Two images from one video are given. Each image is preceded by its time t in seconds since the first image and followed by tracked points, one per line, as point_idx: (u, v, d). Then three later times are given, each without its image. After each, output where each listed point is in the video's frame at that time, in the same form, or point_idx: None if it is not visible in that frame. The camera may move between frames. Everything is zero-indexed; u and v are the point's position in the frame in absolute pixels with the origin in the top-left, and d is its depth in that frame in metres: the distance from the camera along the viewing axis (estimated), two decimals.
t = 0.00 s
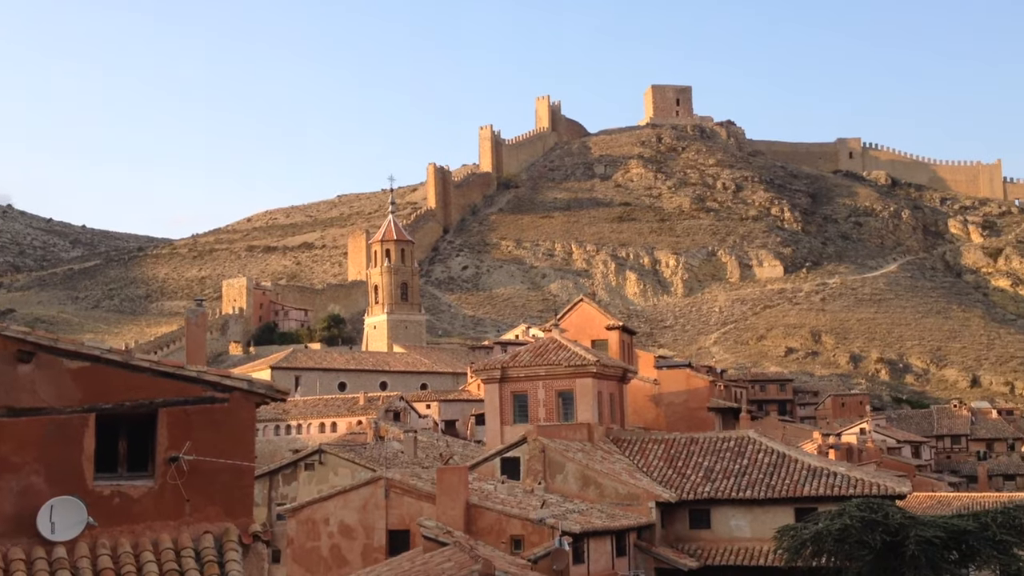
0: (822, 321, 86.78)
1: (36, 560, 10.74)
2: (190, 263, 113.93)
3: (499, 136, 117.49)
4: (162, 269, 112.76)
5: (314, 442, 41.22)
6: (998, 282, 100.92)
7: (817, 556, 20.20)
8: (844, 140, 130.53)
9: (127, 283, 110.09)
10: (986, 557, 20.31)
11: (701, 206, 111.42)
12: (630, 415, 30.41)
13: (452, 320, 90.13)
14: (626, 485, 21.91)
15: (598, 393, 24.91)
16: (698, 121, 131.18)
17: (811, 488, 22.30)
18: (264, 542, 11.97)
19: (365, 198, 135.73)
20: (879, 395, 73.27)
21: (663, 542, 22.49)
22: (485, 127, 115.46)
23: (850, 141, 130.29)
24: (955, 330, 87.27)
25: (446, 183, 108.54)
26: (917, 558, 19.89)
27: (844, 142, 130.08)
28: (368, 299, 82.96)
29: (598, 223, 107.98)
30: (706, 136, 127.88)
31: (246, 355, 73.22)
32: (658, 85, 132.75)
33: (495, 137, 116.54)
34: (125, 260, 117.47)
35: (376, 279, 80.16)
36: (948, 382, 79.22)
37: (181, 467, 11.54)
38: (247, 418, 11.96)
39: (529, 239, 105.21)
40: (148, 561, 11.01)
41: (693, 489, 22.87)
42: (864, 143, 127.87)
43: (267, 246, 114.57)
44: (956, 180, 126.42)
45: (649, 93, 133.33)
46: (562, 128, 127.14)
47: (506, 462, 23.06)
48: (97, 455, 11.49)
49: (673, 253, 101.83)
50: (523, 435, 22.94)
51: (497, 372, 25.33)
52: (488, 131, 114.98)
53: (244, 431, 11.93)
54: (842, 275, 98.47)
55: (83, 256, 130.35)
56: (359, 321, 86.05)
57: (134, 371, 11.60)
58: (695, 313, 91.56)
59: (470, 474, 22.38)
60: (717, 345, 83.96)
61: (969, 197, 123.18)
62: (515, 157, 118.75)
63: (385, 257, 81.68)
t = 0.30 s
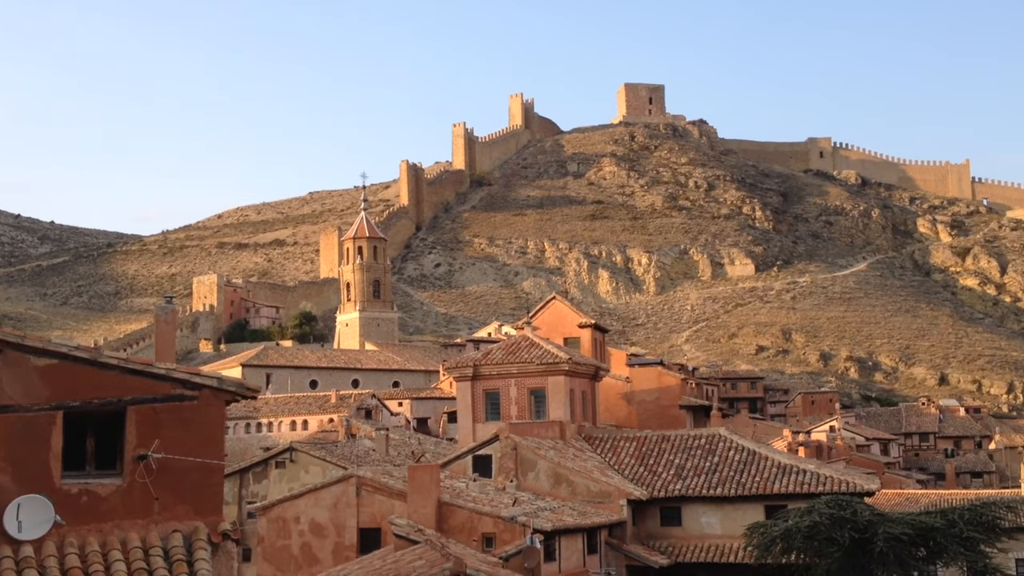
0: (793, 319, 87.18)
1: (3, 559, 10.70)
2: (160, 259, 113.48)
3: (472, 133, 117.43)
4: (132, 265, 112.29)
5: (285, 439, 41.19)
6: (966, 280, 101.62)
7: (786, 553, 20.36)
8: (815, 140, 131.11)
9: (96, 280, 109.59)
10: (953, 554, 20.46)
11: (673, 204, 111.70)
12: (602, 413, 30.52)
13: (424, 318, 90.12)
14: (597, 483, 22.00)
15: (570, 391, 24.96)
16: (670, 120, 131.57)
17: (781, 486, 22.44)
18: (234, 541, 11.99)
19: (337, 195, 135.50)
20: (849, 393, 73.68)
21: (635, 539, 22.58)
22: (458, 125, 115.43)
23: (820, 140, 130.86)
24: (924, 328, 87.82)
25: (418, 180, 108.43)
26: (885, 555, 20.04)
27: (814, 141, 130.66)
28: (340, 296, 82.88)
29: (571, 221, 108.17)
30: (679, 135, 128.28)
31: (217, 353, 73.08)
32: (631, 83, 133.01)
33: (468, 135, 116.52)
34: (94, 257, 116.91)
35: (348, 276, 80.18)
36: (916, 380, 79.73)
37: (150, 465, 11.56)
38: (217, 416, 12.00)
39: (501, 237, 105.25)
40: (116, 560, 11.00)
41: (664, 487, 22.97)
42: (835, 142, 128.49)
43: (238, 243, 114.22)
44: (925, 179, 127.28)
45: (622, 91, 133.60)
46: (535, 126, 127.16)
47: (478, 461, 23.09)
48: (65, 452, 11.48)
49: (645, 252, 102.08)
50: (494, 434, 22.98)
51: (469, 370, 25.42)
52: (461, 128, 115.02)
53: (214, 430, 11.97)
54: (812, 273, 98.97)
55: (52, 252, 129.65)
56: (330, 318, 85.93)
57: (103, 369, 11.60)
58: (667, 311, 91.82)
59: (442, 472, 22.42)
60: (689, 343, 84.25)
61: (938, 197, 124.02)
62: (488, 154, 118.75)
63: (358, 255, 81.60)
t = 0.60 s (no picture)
0: (762, 320, 87.58)
1: None
2: (128, 258, 112.97)
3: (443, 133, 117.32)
4: (99, 264, 111.73)
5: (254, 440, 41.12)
6: (932, 282, 102.39)
7: (754, 552, 20.49)
8: (784, 142, 131.65)
9: (63, 279, 109.01)
10: (919, 553, 20.64)
11: (643, 205, 111.97)
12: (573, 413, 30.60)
13: (395, 318, 90.09)
14: (567, 483, 22.07)
15: (540, 391, 25.01)
16: (641, 121, 131.91)
17: (750, 485, 22.58)
18: (202, 542, 11.96)
19: (306, 194, 135.22)
20: (816, 393, 74.07)
21: (604, 540, 22.66)
22: (430, 124, 115.34)
23: (789, 142, 131.41)
24: (891, 328, 88.41)
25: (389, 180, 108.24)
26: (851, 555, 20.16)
27: (783, 143, 131.21)
28: (310, 296, 82.75)
29: (542, 221, 108.31)
30: (649, 136, 128.64)
31: (185, 352, 72.84)
32: (602, 85, 133.27)
33: (439, 134, 116.38)
34: (60, 256, 116.26)
35: (318, 276, 80.00)
36: (883, 380, 80.24)
37: (116, 466, 11.54)
38: (183, 416, 12.00)
39: (472, 237, 105.26)
40: (82, 562, 10.98)
41: (633, 487, 23.06)
42: (804, 144, 129.14)
43: (207, 242, 113.81)
44: (893, 181, 128.05)
45: (593, 92, 133.85)
46: (506, 126, 127.14)
47: (448, 461, 23.11)
48: (30, 453, 11.46)
49: (616, 252, 102.30)
50: (464, 434, 23.01)
51: (440, 370, 25.37)
52: (432, 128, 114.94)
53: (181, 430, 11.97)
54: (781, 274, 99.46)
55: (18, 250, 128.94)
56: (300, 318, 85.74)
57: (69, 369, 11.60)
58: (637, 312, 92.07)
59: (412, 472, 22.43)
60: (659, 343, 84.50)
61: (905, 199, 124.84)
62: (459, 154, 118.71)
63: (328, 255, 81.46)
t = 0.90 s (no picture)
0: (731, 321, 87.91)
1: None
2: (96, 258, 112.39)
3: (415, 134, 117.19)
4: (67, 264, 111.10)
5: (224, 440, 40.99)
6: (900, 285, 103.07)
7: (723, 553, 20.59)
8: (754, 145, 132.17)
9: (30, 279, 108.33)
10: (886, 553, 20.74)
11: (615, 207, 112.16)
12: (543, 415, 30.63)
13: (366, 319, 89.99)
14: (537, 484, 22.10)
15: (511, 392, 25.04)
16: (613, 123, 132.20)
17: (719, 487, 22.67)
18: (169, 544, 11.91)
19: (277, 194, 134.87)
20: (786, 395, 74.41)
21: (575, 541, 22.71)
22: (401, 125, 115.19)
23: (760, 145, 131.90)
24: (859, 331, 88.88)
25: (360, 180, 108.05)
26: (820, 555, 20.21)
27: (754, 146, 131.66)
28: (280, 297, 82.54)
29: (513, 223, 108.36)
30: (621, 138, 128.95)
31: (154, 353, 72.53)
32: (574, 87, 133.41)
33: (411, 135, 116.24)
34: (28, 255, 115.54)
35: (289, 276, 79.83)
36: (851, 382, 80.67)
37: (83, 467, 11.51)
38: (150, 417, 12.02)
39: (444, 238, 105.20)
40: (47, 563, 10.93)
41: (604, 488, 23.12)
42: (774, 147, 129.68)
43: (176, 242, 113.34)
44: (861, 185, 128.66)
45: (565, 94, 133.96)
46: (478, 127, 127.09)
47: (419, 462, 23.12)
48: None
49: (587, 253, 102.47)
50: (435, 435, 23.03)
51: (410, 371, 25.36)
52: (404, 128, 114.77)
53: (148, 432, 11.97)
54: (751, 277, 99.82)
55: None
56: (270, 319, 85.51)
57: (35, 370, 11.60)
58: (609, 314, 92.28)
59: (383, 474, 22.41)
60: (630, 345, 84.70)
61: (874, 202, 125.61)
62: (431, 155, 118.62)
63: (298, 255, 81.24)
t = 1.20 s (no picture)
0: (706, 322, 88.16)
1: None
2: (68, 257, 111.81)
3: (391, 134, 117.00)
4: (39, 264, 110.47)
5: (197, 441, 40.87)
6: (873, 287, 103.69)
7: (697, 554, 20.60)
8: (729, 147, 132.59)
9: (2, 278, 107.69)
10: (858, 554, 20.84)
11: (590, 208, 112.27)
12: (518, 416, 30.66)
13: (341, 319, 89.87)
14: (512, 485, 22.09)
15: (486, 393, 25.03)
16: (588, 124, 132.39)
17: (693, 488, 22.72)
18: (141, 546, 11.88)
19: (251, 194, 134.49)
20: (759, 395, 74.76)
21: (549, 542, 22.72)
22: (377, 125, 114.99)
23: (734, 147, 132.35)
24: (833, 332, 89.24)
25: (336, 180, 107.83)
26: (793, 555, 20.31)
27: (728, 148, 132.07)
28: (254, 296, 82.33)
29: (489, 223, 108.37)
30: (597, 139, 129.16)
31: (126, 353, 72.22)
32: (550, 88, 133.50)
33: (386, 135, 116.07)
34: None
35: (263, 276, 79.59)
36: (825, 383, 81.00)
37: (53, 469, 11.48)
38: (122, 418, 12.01)
39: (419, 238, 105.10)
40: (17, 565, 10.87)
41: (578, 489, 23.14)
42: (749, 149, 130.14)
43: (149, 241, 112.87)
44: (835, 187, 129.30)
45: (541, 95, 134.05)
46: (454, 127, 127.00)
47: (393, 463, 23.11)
48: None
49: (563, 254, 102.59)
50: (410, 436, 23.03)
51: (385, 371, 25.33)
52: (379, 128, 114.56)
53: (119, 432, 11.96)
54: (726, 278, 100.14)
55: None
56: (244, 319, 85.27)
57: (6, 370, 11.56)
58: (584, 314, 92.44)
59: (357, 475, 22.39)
60: (605, 346, 84.85)
61: (847, 204, 126.27)
62: (406, 155, 118.48)
63: (272, 255, 80.98)
